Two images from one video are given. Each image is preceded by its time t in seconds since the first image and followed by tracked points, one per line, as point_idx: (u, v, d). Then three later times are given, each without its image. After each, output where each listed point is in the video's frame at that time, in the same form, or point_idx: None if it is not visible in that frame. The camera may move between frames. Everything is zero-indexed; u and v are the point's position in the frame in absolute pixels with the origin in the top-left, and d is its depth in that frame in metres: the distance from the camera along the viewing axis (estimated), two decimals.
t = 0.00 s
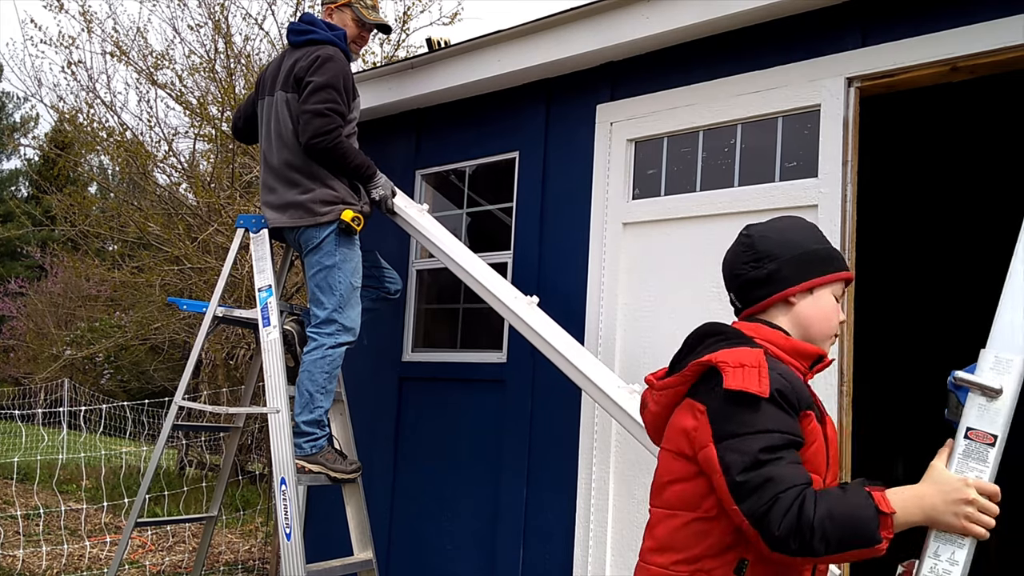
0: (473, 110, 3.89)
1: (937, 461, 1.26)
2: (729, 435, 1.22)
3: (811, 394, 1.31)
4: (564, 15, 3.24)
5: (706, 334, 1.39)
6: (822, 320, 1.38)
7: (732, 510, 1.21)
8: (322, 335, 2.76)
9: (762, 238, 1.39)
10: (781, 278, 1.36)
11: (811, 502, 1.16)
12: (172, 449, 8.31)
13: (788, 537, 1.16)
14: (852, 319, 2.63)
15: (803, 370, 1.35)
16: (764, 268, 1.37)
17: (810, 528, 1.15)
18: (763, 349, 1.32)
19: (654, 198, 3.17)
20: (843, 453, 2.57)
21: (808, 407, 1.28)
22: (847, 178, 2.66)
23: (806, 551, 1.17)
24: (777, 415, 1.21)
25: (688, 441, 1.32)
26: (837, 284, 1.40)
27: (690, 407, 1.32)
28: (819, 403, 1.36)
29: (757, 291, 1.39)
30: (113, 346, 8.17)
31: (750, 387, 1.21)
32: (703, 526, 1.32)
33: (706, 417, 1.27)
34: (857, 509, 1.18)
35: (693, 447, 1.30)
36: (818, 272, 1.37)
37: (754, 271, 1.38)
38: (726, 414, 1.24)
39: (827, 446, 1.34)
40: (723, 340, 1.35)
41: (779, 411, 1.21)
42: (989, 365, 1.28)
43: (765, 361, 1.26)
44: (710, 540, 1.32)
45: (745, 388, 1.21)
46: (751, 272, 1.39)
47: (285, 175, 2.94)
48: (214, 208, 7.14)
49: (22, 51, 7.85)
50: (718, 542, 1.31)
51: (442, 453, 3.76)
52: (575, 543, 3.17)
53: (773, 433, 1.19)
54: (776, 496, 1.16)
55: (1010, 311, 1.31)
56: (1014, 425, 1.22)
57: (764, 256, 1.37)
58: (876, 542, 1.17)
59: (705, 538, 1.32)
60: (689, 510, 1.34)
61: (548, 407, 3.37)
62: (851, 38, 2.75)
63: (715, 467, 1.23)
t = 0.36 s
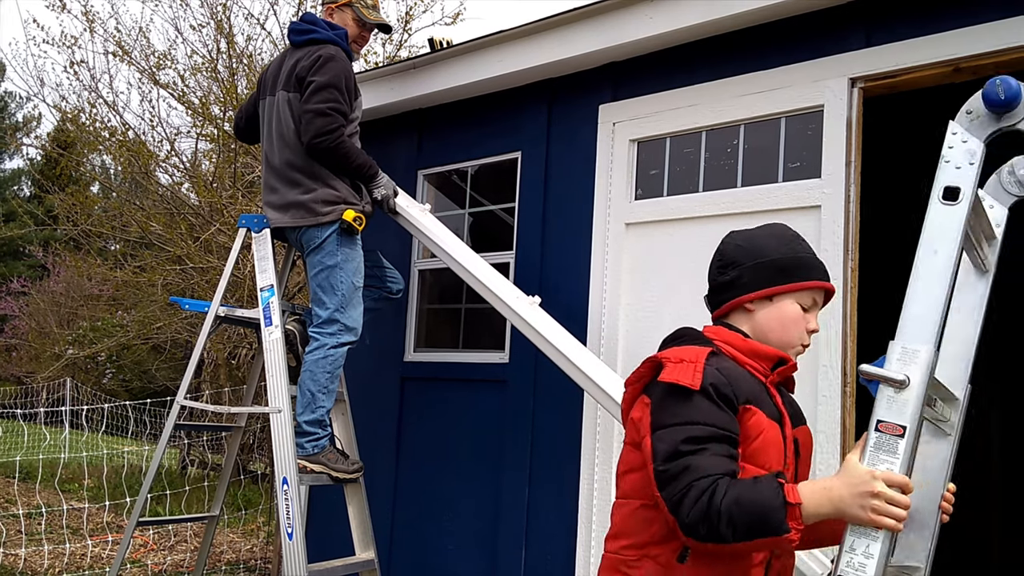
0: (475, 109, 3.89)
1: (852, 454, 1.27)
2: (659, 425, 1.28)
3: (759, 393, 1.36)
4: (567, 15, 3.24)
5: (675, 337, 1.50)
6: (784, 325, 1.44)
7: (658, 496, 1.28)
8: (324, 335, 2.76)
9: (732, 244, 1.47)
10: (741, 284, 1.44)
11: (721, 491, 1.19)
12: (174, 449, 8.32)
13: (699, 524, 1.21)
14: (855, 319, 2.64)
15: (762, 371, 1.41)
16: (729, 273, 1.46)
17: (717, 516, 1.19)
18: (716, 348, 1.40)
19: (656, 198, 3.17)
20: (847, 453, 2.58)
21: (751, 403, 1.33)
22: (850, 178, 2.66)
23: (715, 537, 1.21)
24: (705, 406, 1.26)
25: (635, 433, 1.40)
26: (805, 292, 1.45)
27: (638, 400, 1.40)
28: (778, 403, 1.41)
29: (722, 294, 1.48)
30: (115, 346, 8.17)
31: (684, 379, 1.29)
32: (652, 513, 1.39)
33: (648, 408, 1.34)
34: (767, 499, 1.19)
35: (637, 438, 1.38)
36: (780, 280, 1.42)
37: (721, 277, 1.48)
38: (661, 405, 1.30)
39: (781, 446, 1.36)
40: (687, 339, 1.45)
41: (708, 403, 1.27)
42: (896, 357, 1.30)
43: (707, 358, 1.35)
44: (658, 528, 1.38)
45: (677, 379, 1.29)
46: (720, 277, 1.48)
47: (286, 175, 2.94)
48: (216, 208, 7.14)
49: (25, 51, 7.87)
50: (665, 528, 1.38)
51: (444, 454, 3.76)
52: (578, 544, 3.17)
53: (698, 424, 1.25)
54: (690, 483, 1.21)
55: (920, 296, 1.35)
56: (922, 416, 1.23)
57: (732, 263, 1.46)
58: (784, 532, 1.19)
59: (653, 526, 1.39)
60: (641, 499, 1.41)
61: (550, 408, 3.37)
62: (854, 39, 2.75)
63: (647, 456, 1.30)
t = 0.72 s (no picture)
0: (483, 110, 3.89)
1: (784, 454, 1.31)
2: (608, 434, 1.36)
3: (709, 390, 1.42)
4: (575, 15, 3.24)
5: (629, 341, 1.56)
6: (728, 315, 1.50)
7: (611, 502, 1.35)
8: (333, 335, 2.77)
9: (669, 244, 1.55)
10: (682, 281, 1.51)
11: (660, 498, 1.26)
12: (182, 449, 8.35)
13: (643, 529, 1.29)
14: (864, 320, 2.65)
15: (715, 366, 1.47)
16: (669, 272, 1.54)
17: (657, 521, 1.26)
18: (666, 349, 1.47)
19: (665, 199, 3.16)
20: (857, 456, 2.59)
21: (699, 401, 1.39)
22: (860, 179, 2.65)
23: (658, 540, 1.28)
24: (649, 414, 1.33)
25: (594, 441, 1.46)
26: (745, 281, 1.51)
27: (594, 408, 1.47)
28: (734, 395, 1.48)
29: (665, 292, 1.55)
30: (123, 346, 8.20)
31: (628, 387, 1.35)
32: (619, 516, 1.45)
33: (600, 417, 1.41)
34: (702, 504, 1.24)
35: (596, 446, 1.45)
36: (716, 272, 1.49)
37: (662, 277, 1.55)
38: (612, 414, 1.37)
39: (737, 440, 1.44)
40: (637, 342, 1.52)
41: (654, 410, 1.33)
42: (819, 355, 1.38)
43: (656, 363, 1.40)
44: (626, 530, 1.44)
45: (625, 388, 1.35)
46: (661, 277, 1.56)
47: (295, 176, 2.94)
48: (224, 208, 7.15)
49: (35, 52, 7.92)
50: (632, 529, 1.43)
51: (452, 455, 3.75)
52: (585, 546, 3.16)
53: (641, 435, 1.31)
54: (631, 491, 1.29)
55: (841, 292, 1.42)
56: (844, 411, 1.31)
57: (670, 263, 1.53)
58: (720, 535, 1.25)
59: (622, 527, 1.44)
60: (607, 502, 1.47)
61: (557, 409, 3.37)
62: (864, 39, 2.74)
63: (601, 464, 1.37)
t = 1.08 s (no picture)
0: (492, 112, 3.89)
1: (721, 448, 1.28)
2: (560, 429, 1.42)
3: (659, 379, 1.46)
4: (588, 18, 3.23)
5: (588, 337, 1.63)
6: (679, 306, 1.55)
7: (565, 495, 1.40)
8: (340, 336, 2.77)
9: (620, 238, 1.61)
10: (633, 273, 1.57)
11: (602, 488, 1.30)
12: (190, 449, 8.37)
13: (589, 520, 1.33)
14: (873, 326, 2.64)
15: (667, 356, 1.51)
16: (621, 264, 1.59)
17: (600, 512, 1.30)
18: (616, 342, 1.52)
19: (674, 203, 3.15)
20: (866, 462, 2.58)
21: (649, 391, 1.43)
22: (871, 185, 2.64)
23: (602, 531, 1.31)
24: (595, 408, 1.39)
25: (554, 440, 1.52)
26: (695, 272, 1.56)
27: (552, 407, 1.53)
28: (688, 384, 1.52)
29: (618, 286, 1.61)
30: (132, 346, 8.23)
31: (576, 380, 1.42)
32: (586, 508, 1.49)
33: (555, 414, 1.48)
34: (639, 493, 1.27)
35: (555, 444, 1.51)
36: (666, 263, 1.54)
37: (616, 271, 1.61)
38: (565, 409, 1.43)
39: (690, 426, 1.48)
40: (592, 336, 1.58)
41: (600, 403, 1.39)
42: (751, 347, 1.33)
43: (602, 357, 1.46)
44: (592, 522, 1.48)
45: (573, 381, 1.42)
46: (615, 271, 1.61)
47: (304, 177, 2.95)
48: (233, 209, 7.16)
49: (46, 52, 7.97)
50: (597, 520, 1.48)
51: (459, 458, 3.75)
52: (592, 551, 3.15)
53: (586, 428, 1.37)
54: (577, 482, 1.34)
55: (770, 281, 1.37)
56: (779, 403, 1.26)
57: (621, 256, 1.59)
58: (660, 526, 1.26)
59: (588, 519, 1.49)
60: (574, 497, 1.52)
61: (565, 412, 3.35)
62: (876, 44, 2.73)
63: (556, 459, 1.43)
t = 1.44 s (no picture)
0: (499, 114, 3.89)
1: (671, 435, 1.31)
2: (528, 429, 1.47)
3: (623, 383, 1.50)
4: (595, 19, 3.23)
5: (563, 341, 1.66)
6: (651, 315, 1.58)
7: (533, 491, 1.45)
8: (347, 336, 2.77)
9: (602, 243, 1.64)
10: (610, 278, 1.60)
11: (562, 480, 1.35)
12: (196, 448, 8.39)
13: (553, 512, 1.36)
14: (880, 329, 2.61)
15: (631, 359, 1.54)
16: (601, 268, 1.63)
17: (561, 503, 1.34)
18: (583, 346, 1.57)
19: (680, 205, 3.14)
20: (871, 465, 2.55)
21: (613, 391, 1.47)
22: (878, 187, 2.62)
23: (565, 521, 1.35)
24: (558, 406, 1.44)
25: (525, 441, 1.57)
26: (671, 283, 1.59)
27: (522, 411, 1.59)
28: (654, 386, 1.55)
29: (595, 290, 1.65)
30: (139, 345, 8.25)
31: (543, 382, 1.47)
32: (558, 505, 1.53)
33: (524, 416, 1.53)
34: (597, 484, 1.30)
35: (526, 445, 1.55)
36: (643, 270, 1.57)
37: (596, 274, 1.64)
38: (532, 409, 1.48)
39: (652, 424, 1.51)
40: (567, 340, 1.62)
41: (564, 403, 1.44)
42: (691, 338, 1.37)
43: (568, 360, 1.52)
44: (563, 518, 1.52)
45: (540, 383, 1.47)
46: (595, 275, 1.65)
47: (311, 177, 2.95)
48: (240, 209, 7.17)
49: (56, 52, 7.99)
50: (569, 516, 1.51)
51: (464, 458, 3.75)
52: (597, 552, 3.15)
53: (550, 427, 1.42)
54: (542, 478, 1.38)
55: (706, 276, 1.40)
56: (718, 390, 1.30)
57: (603, 260, 1.63)
58: (616, 514, 1.28)
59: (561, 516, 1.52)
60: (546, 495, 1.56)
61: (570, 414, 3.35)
62: (885, 45, 2.71)
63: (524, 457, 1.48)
